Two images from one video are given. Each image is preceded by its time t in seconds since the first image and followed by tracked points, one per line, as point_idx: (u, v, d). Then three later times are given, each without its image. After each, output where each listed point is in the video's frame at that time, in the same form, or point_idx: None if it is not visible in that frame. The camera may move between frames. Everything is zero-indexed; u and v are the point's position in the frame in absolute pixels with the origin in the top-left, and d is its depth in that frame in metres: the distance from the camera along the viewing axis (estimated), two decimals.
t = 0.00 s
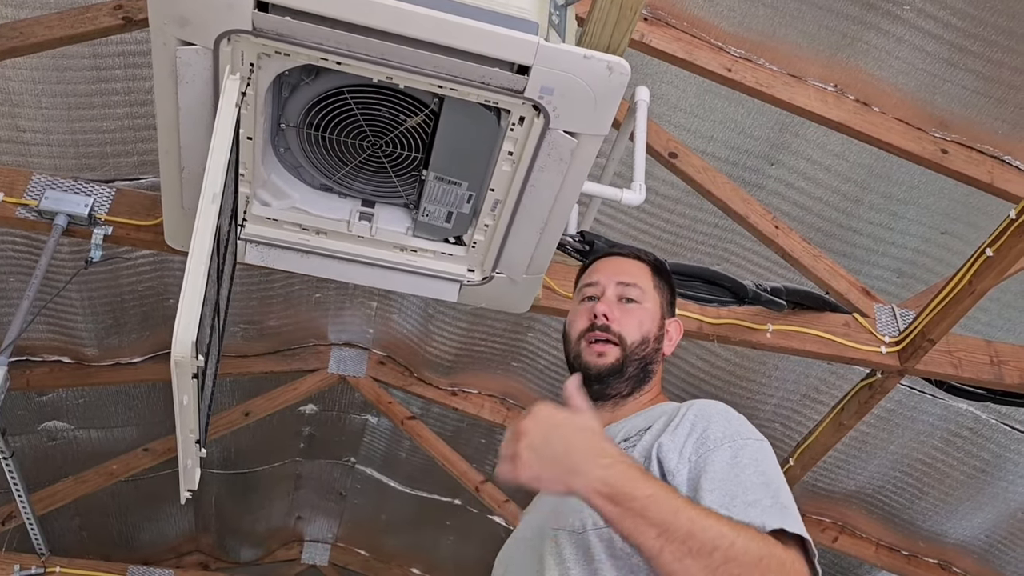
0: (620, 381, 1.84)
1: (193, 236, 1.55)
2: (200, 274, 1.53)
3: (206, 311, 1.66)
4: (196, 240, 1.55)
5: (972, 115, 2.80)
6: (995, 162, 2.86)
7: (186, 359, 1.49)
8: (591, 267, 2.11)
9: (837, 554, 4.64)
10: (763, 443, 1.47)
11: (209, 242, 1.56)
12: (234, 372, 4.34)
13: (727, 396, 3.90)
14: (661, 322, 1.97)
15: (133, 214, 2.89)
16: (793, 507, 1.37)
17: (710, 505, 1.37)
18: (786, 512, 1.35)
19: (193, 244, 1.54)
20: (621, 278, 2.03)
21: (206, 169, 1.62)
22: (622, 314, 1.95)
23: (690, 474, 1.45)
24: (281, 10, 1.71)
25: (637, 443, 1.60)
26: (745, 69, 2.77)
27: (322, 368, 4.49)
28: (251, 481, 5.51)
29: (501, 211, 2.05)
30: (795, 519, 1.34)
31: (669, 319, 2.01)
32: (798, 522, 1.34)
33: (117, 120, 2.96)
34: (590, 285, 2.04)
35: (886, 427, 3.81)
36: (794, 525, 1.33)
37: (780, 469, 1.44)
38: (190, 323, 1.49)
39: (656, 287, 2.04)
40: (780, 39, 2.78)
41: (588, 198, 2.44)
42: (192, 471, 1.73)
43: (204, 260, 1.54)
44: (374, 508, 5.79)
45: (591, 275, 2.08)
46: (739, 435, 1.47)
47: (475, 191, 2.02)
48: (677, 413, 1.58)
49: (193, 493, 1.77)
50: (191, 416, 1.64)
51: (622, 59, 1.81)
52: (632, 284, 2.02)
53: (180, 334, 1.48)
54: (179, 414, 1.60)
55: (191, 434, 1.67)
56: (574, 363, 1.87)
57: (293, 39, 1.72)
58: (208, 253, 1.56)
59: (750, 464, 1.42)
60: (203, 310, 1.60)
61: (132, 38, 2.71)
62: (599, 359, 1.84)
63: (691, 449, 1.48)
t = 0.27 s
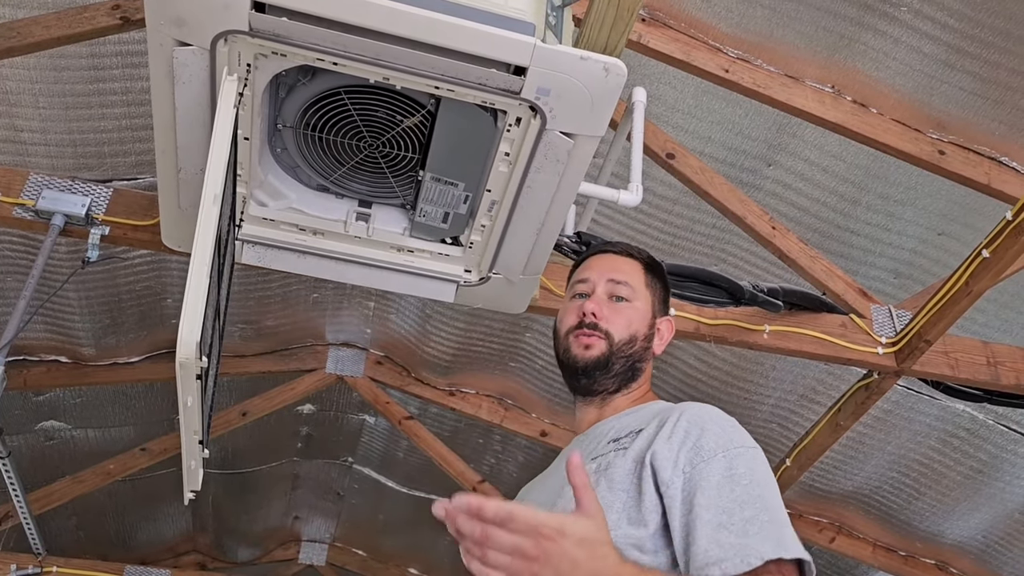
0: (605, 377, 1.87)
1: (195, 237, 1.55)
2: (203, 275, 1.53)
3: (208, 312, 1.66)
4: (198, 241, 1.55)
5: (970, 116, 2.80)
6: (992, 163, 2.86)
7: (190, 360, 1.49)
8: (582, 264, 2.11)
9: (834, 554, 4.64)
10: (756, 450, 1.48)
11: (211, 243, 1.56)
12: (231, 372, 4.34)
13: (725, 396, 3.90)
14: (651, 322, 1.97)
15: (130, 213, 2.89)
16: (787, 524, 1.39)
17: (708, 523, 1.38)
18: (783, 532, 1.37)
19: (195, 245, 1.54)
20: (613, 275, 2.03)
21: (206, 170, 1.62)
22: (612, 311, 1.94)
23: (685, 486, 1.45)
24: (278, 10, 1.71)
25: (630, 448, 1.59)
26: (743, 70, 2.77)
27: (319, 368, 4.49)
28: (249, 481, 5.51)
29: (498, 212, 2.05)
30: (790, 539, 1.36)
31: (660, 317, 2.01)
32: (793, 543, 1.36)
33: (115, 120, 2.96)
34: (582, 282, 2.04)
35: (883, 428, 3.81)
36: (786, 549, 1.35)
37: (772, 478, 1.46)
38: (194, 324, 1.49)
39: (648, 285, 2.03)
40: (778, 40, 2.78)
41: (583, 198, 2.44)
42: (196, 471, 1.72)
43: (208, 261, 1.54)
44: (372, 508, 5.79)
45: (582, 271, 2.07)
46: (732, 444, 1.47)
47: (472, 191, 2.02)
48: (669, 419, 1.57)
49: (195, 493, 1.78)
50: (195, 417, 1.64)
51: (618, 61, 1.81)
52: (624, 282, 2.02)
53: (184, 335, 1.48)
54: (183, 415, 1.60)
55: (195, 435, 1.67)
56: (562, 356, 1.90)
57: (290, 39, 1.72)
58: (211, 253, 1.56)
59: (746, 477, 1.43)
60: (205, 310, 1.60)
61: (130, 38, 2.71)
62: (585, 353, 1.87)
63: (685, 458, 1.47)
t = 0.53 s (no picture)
0: (603, 375, 1.86)
1: (190, 234, 1.55)
2: (197, 272, 1.52)
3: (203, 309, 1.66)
4: (193, 238, 1.54)
5: (969, 115, 2.80)
6: (991, 163, 2.86)
7: (183, 357, 1.48)
8: (575, 258, 2.10)
9: (833, 554, 4.64)
10: (756, 449, 1.47)
11: (206, 240, 1.55)
12: (230, 371, 4.34)
13: (724, 396, 3.90)
14: (646, 318, 1.97)
15: (129, 211, 2.88)
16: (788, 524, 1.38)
17: (709, 523, 1.37)
18: (784, 531, 1.36)
19: (189, 242, 1.54)
20: (607, 270, 2.03)
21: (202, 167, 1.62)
22: (608, 308, 1.94)
23: (685, 485, 1.44)
24: (277, 8, 1.70)
25: (630, 446, 1.58)
26: (742, 69, 2.76)
27: (318, 366, 4.49)
28: (247, 480, 5.50)
29: (498, 210, 2.05)
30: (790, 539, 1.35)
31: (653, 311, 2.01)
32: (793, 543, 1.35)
33: (114, 118, 2.95)
34: (576, 277, 2.03)
35: (882, 427, 3.81)
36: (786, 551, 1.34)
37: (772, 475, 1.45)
38: (187, 321, 1.49)
39: (641, 280, 2.03)
40: (778, 39, 2.78)
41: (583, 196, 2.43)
42: (189, 469, 1.72)
43: (201, 259, 1.53)
44: (371, 507, 5.78)
45: (576, 266, 2.07)
46: (733, 442, 1.46)
47: (471, 190, 2.02)
48: (671, 417, 1.56)
49: (189, 491, 1.77)
50: (188, 414, 1.63)
51: (618, 59, 1.81)
52: (618, 277, 2.01)
53: (177, 332, 1.47)
54: (176, 412, 1.60)
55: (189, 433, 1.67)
56: (559, 355, 1.89)
57: (290, 37, 1.72)
58: (205, 251, 1.55)
59: (746, 476, 1.42)
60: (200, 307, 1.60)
61: (129, 36, 2.71)
62: (584, 352, 1.87)
63: (686, 457, 1.46)
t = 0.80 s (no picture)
0: (601, 370, 1.86)
1: (184, 232, 1.54)
2: (190, 271, 1.52)
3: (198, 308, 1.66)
4: (187, 236, 1.54)
5: (969, 116, 2.80)
6: (991, 164, 2.86)
7: (174, 355, 1.48)
8: (576, 256, 2.11)
9: (832, 555, 4.64)
10: (758, 446, 1.47)
11: (200, 239, 1.55)
12: (229, 371, 4.33)
13: (723, 396, 3.90)
14: (646, 315, 1.97)
15: (128, 211, 2.88)
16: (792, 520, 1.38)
17: (711, 521, 1.37)
18: (787, 527, 1.36)
19: (183, 241, 1.53)
20: (607, 267, 2.03)
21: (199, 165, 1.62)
22: (607, 304, 1.94)
23: (688, 483, 1.44)
24: (279, 7, 1.70)
25: (633, 445, 1.59)
26: (742, 70, 2.76)
27: (317, 367, 4.48)
28: (246, 480, 5.50)
29: (498, 210, 2.04)
30: (794, 535, 1.35)
31: (655, 309, 2.01)
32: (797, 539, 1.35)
33: (113, 118, 2.95)
34: (575, 275, 2.04)
35: (881, 428, 3.81)
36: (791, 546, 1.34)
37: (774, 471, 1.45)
38: (178, 320, 1.48)
39: (642, 277, 2.03)
40: (778, 40, 2.78)
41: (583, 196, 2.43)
42: (180, 468, 1.72)
43: (195, 258, 1.52)
44: (369, 507, 5.78)
45: (577, 264, 2.07)
46: (736, 440, 1.46)
47: (472, 189, 2.02)
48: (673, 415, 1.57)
49: (180, 490, 1.77)
50: (180, 413, 1.63)
51: (619, 59, 1.80)
52: (618, 274, 2.01)
53: (168, 330, 1.47)
54: (167, 411, 1.59)
55: (179, 432, 1.66)
56: (557, 351, 1.90)
57: (291, 36, 1.72)
58: (199, 250, 1.54)
59: (749, 473, 1.42)
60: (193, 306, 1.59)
61: (128, 35, 2.71)
62: (581, 346, 1.86)
63: (688, 455, 1.46)
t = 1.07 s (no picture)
0: (609, 375, 1.86)
1: (183, 235, 1.55)
2: (188, 273, 1.52)
3: (196, 310, 1.66)
4: (185, 238, 1.54)
5: (967, 118, 2.80)
6: (989, 165, 2.86)
7: (172, 357, 1.48)
8: (585, 257, 2.10)
9: (830, 555, 4.64)
10: (752, 451, 1.47)
11: (199, 241, 1.55)
12: (228, 371, 4.34)
13: (722, 397, 3.90)
14: (654, 320, 1.97)
15: (127, 212, 2.88)
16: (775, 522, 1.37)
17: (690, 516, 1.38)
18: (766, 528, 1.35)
19: (182, 243, 1.53)
20: (616, 270, 2.03)
21: (199, 168, 1.62)
22: (616, 309, 1.94)
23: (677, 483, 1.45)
24: (278, 9, 1.70)
25: (634, 448, 1.59)
26: (741, 71, 2.77)
27: (316, 367, 4.49)
28: (245, 481, 5.50)
29: (497, 212, 2.05)
30: (769, 529, 1.34)
31: (663, 314, 2.02)
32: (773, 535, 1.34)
33: (112, 118, 2.95)
34: (584, 277, 2.04)
35: (880, 429, 3.82)
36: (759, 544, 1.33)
37: (765, 476, 1.44)
38: (177, 321, 1.49)
39: (650, 281, 2.03)
40: (776, 41, 2.78)
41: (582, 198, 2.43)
42: (179, 470, 1.72)
43: (193, 260, 1.53)
44: (368, 508, 5.78)
45: (586, 266, 2.07)
46: (730, 444, 1.47)
47: (471, 192, 2.02)
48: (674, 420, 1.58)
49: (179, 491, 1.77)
50: (178, 415, 1.63)
51: (618, 61, 1.81)
52: (626, 278, 2.02)
53: (167, 332, 1.47)
54: (165, 412, 1.60)
55: (178, 433, 1.67)
56: (565, 355, 1.90)
57: (290, 38, 1.72)
58: (198, 253, 1.55)
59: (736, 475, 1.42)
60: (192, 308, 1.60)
61: (128, 36, 2.71)
62: (589, 351, 1.87)
63: (681, 457, 1.47)
